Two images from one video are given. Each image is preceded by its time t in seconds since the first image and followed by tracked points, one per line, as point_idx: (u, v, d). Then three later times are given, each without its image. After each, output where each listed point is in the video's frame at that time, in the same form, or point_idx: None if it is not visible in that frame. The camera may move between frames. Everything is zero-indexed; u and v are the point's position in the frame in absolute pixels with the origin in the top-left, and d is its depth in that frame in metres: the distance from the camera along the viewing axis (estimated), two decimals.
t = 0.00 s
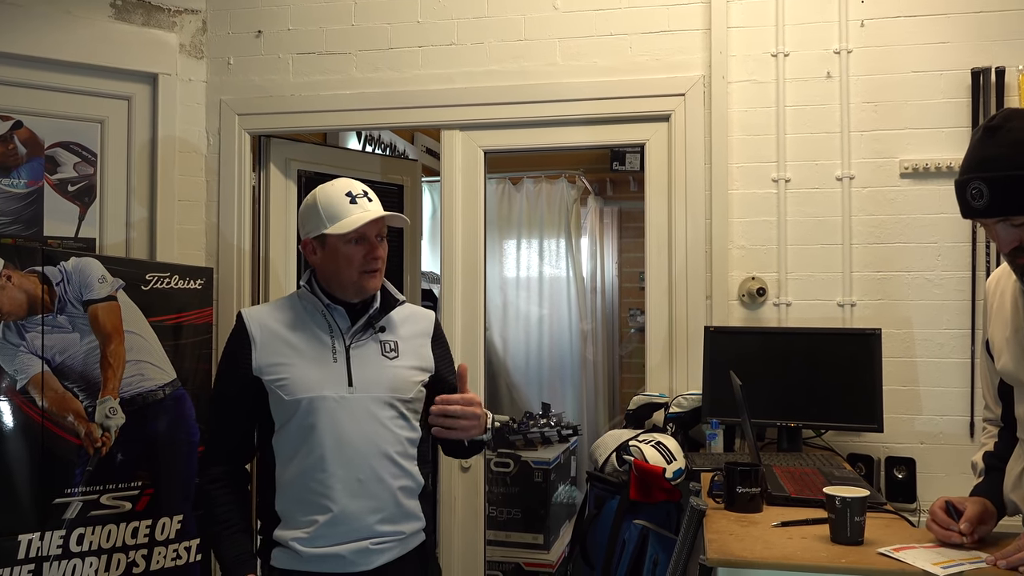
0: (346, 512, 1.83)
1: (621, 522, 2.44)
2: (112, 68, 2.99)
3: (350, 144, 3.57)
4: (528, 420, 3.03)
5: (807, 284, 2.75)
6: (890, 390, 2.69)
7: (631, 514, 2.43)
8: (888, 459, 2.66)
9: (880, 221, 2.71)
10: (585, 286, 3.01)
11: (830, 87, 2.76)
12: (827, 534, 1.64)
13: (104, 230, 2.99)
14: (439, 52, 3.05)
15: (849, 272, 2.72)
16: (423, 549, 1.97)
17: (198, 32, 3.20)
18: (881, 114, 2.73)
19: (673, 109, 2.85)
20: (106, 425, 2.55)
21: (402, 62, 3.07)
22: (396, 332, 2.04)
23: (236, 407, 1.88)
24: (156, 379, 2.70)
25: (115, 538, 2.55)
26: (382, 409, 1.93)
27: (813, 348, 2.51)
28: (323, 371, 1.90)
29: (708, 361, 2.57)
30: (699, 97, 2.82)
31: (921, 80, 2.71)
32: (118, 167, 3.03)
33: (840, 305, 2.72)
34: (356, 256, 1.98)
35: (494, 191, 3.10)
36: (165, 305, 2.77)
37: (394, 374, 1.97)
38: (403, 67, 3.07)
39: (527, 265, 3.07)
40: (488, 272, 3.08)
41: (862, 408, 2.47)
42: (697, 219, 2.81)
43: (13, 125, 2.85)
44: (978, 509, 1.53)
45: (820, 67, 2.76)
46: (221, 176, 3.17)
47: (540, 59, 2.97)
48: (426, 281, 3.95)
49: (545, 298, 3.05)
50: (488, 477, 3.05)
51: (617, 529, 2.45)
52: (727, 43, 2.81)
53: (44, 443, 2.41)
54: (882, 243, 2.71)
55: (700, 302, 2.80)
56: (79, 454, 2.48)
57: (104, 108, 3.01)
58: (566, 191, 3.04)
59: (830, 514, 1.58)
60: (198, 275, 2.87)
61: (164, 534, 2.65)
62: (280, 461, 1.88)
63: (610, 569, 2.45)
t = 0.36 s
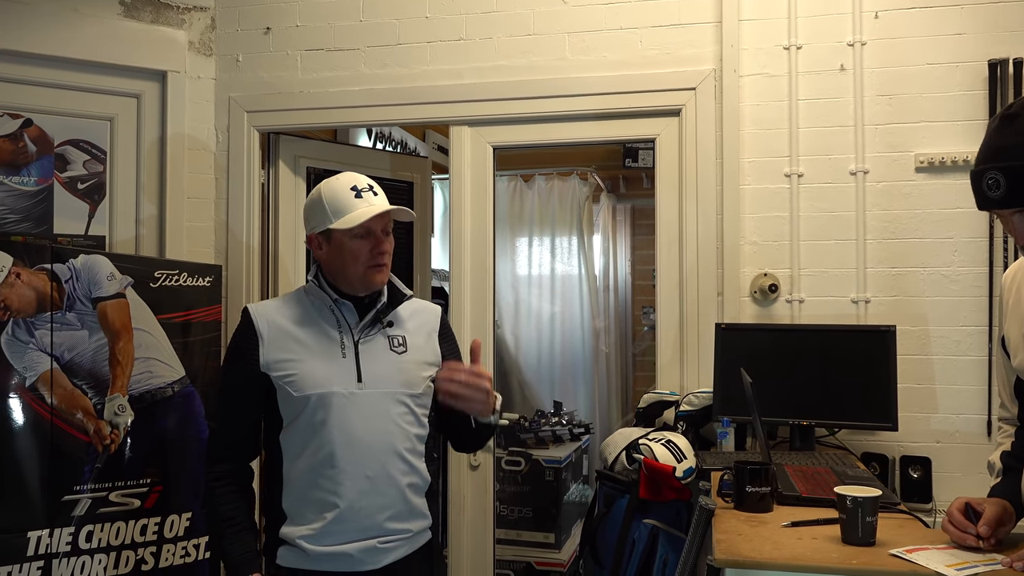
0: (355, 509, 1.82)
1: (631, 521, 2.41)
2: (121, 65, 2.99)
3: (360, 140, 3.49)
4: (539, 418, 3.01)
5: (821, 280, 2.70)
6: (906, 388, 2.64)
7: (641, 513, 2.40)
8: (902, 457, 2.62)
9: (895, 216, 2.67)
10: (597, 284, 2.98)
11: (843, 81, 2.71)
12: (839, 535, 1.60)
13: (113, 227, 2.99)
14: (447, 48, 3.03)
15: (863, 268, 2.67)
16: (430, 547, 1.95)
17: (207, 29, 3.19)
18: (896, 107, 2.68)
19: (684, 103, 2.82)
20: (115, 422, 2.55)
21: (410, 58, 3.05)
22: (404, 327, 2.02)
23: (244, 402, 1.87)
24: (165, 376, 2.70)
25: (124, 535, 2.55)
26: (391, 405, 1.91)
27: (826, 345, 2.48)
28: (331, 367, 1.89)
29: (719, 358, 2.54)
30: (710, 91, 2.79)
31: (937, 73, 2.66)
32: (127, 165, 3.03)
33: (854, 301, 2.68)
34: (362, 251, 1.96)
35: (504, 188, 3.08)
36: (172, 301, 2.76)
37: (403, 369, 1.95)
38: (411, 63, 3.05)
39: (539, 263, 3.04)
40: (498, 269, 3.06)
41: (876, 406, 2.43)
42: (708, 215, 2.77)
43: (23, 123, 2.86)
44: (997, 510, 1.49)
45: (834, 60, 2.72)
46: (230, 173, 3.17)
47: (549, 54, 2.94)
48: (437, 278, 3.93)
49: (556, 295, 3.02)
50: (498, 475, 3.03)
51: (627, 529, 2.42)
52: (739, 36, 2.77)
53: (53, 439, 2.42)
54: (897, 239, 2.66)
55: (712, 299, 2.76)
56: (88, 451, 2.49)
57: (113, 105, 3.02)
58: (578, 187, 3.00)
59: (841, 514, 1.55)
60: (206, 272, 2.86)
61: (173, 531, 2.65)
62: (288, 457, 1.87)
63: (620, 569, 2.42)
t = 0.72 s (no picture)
0: (357, 509, 1.80)
1: (643, 521, 2.37)
2: (134, 62, 3.00)
3: (374, 136, 3.59)
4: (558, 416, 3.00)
5: (838, 276, 2.65)
6: (925, 387, 2.58)
7: (653, 513, 2.36)
8: (922, 458, 2.56)
9: (914, 210, 2.61)
10: (613, 281, 2.94)
11: (861, 72, 2.65)
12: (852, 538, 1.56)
13: (126, 223, 3.00)
14: (458, 42, 3.00)
15: (882, 264, 2.61)
16: (437, 548, 1.93)
17: (219, 25, 3.19)
18: (915, 99, 2.62)
19: (698, 96, 2.77)
20: (126, 419, 2.55)
21: (421, 52, 3.03)
22: (411, 324, 1.99)
23: (252, 395, 1.87)
24: (177, 372, 2.68)
25: (136, 531, 2.54)
26: (396, 403, 1.89)
27: (843, 343, 2.42)
28: (334, 363, 1.87)
29: (733, 355, 2.49)
30: (724, 83, 2.74)
31: (958, 63, 2.59)
32: (140, 162, 3.04)
33: (873, 298, 2.62)
34: (363, 244, 1.94)
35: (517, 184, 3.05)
36: (184, 298, 2.74)
37: (409, 366, 1.93)
38: (422, 57, 3.03)
39: (556, 259, 3.01)
40: (511, 265, 3.03)
41: (894, 405, 2.38)
42: (723, 211, 2.72)
43: (37, 120, 2.88)
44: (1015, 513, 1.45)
45: (852, 51, 2.66)
46: (241, 168, 3.17)
47: (561, 47, 2.91)
48: (451, 275, 3.91)
49: (572, 290, 2.98)
50: (510, 473, 3.00)
51: (638, 530, 2.38)
52: (754, 27, 2.72)
53: (66, 435, 2.43)
54: (917, 234, 2.60)
55: (726, 295, 2.72)
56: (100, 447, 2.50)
57: (126, 102, 3.03)
58: (595, 183, 2.97)
59: (853, 516, 1.51)
60: (217, 268, 2.82)
61: (185, 527, 2.63)
62: (292, 455, 1.87)
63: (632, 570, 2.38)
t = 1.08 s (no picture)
0: (383, 504, 1.79)
1: (658, 520, 2.33)
2: (150, 58, 3.01)
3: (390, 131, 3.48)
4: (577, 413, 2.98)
5: (860, 270, 2.59)
6: (951, 383, 2.52)
7: (668, 511, 2.32)
8: (946, 456, 2.49)
9: (938, 202, 2.54)
10: (634, 276, 2.90)
11: (884, 60, 2.59)
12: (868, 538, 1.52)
13: (143, 219, 3.01)
14: (473, 34, 2.97)
15: (905, 257, 2.55)
16: (448, 544, 1.92)
17: (234, 21, 3.19)
18: (940, 87, 2.54)
19: (715, 87, 2.72)
20: (142, 413, 2.56)
21: (436, 45, 3.01)
22: (427, 319, 2.00)
23: (263, 395, 1.82)
24: (192, 367, 2.68)
25: (151, 526, 2.55)
26: (418, 398, 1.88)
27: (865, 338, 2.37)
28: (357, 358, 1.85)
29: (751, 350, 2.44)
30: (743, 73, 2.69)
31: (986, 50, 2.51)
32: (156, 157, 3.05)
33: (895, 292, 2.55)
34: (386, 235, 1.92)
35: (533, 179, 3.02)
36: (198, 293, 2.73)
37: (428, 361, 1.93)
38: (437, 51, 3.01)
39: (576, 254, 2.97)
40: (526, 260, 3.00)
41: (917, 402, 2.32)
42: (741, 204, 2.67)
43: (55, 116, 2.90)
44: None
45: (874, 39, 2.59)
46: (256, 163, 3.17)
47: (576, 39, 2.87)
48: (468, 270, 3.89)
49: (593, 287, 2.95)
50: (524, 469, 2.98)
51: (653, 529, 2.34)
52: (773, 16, 2.66)
53: (81, 429, 2.45)
54: (941, 226, 2.53)
55: (744, 289, 2.67)
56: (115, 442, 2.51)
57: (143, 98, 3.04)
58: (614, 177, 2.94)
59: (869, 516, 1.46)
60: (233, 263, 2.82)
61: (199, 522, 2.63)
62: (310, 452, 1.83)
63: (648, 568, 2.35)
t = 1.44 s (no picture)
0: (392, 502, 1.78)
1: (672, 517, 2.30)
2: (163, 56, 3.02)
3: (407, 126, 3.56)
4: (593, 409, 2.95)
5: (879, 263, 2.53)
6: (974, 378, 2.45)
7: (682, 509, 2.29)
8: (969, 453, 2.44)
9: (960, 193, 2.47)
10: (652, 272, 2.86)
11: (904, 47, 2.52)
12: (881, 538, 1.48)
13: (157, 216, 3.03)
14: (484, 27, 2.95)
15: (926, 249, 2.49)
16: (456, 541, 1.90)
17: (247, 17, 3.19)
18: (962, 75, 2.48)
19: (730, 77, 2.67)
20: (155, 410, 2.56)
21: (447, 38, 2.99)
22: (437, 315, 1.98)
23: (271, 392, 1.79)
24: (205, 364, 2.67)
25: (165, 522, 2.56)
26: (428, 395, 1.87)
27: (884, 332, 2.31)
28: (367, 353, 1.84)
29: (766, 345, 2.40)
30: (758, 63, 2.63)
31: (1009, 35, 2.44)
32: (170, 155, 3.06)
33: (916, 285, 2.49)
34: (400, 228, 1.91)
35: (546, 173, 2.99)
36: (211, 290, 2.72)
37: (438, 358, 1.91)
38: (448, 44, 2.99)
39: (594, 249, 2.95)
40: (539, 255, 2.98)
41: (937, 398, 2.26)
42: (757, 197, 2.63)
43: (69, 115, 2.92)
44: None
45: (893, 26, 2.53)
46: (269, 160, 3.17)
47: (588, 30, 2.83)
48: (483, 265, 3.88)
49: (610, 282, 2.92)
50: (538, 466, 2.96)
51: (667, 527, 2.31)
52: (789, 4, 2.61)
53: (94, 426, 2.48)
54: (964, 218, 2.47)
55: (760, 283, 2.62)
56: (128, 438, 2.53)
57: (156, 96, 3.05)
58: (633, 172, 2.90)
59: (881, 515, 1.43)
60: (245, 260, 2.80)
61: (214, 518, 2.64)
62: (319, 449, 1.82)
63: (662, 567, 2.31)
